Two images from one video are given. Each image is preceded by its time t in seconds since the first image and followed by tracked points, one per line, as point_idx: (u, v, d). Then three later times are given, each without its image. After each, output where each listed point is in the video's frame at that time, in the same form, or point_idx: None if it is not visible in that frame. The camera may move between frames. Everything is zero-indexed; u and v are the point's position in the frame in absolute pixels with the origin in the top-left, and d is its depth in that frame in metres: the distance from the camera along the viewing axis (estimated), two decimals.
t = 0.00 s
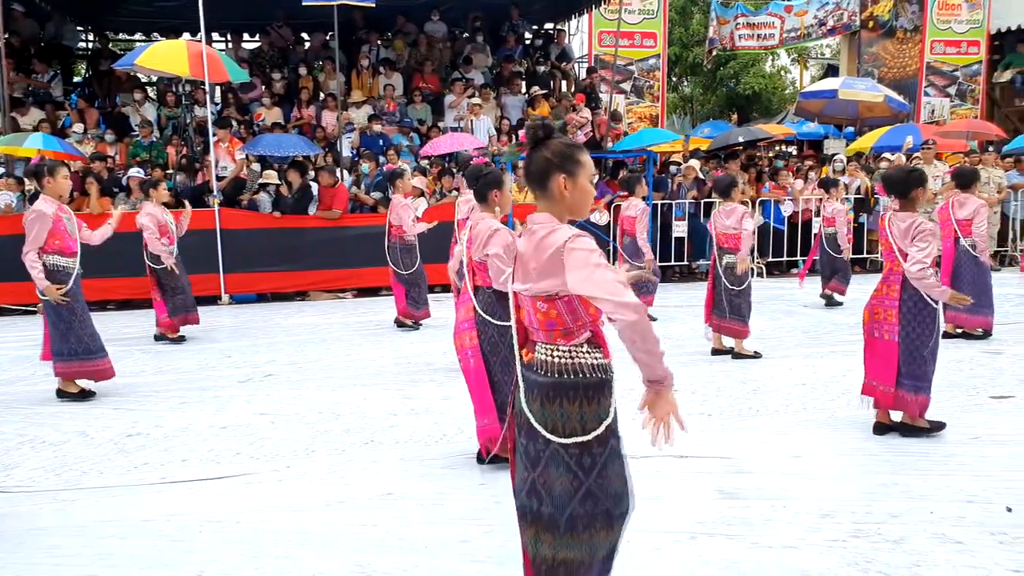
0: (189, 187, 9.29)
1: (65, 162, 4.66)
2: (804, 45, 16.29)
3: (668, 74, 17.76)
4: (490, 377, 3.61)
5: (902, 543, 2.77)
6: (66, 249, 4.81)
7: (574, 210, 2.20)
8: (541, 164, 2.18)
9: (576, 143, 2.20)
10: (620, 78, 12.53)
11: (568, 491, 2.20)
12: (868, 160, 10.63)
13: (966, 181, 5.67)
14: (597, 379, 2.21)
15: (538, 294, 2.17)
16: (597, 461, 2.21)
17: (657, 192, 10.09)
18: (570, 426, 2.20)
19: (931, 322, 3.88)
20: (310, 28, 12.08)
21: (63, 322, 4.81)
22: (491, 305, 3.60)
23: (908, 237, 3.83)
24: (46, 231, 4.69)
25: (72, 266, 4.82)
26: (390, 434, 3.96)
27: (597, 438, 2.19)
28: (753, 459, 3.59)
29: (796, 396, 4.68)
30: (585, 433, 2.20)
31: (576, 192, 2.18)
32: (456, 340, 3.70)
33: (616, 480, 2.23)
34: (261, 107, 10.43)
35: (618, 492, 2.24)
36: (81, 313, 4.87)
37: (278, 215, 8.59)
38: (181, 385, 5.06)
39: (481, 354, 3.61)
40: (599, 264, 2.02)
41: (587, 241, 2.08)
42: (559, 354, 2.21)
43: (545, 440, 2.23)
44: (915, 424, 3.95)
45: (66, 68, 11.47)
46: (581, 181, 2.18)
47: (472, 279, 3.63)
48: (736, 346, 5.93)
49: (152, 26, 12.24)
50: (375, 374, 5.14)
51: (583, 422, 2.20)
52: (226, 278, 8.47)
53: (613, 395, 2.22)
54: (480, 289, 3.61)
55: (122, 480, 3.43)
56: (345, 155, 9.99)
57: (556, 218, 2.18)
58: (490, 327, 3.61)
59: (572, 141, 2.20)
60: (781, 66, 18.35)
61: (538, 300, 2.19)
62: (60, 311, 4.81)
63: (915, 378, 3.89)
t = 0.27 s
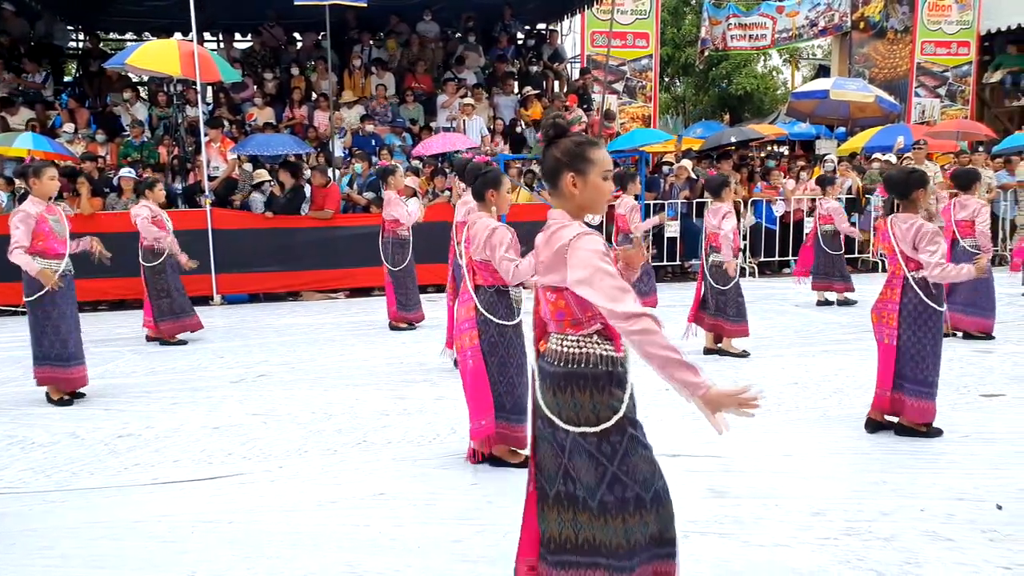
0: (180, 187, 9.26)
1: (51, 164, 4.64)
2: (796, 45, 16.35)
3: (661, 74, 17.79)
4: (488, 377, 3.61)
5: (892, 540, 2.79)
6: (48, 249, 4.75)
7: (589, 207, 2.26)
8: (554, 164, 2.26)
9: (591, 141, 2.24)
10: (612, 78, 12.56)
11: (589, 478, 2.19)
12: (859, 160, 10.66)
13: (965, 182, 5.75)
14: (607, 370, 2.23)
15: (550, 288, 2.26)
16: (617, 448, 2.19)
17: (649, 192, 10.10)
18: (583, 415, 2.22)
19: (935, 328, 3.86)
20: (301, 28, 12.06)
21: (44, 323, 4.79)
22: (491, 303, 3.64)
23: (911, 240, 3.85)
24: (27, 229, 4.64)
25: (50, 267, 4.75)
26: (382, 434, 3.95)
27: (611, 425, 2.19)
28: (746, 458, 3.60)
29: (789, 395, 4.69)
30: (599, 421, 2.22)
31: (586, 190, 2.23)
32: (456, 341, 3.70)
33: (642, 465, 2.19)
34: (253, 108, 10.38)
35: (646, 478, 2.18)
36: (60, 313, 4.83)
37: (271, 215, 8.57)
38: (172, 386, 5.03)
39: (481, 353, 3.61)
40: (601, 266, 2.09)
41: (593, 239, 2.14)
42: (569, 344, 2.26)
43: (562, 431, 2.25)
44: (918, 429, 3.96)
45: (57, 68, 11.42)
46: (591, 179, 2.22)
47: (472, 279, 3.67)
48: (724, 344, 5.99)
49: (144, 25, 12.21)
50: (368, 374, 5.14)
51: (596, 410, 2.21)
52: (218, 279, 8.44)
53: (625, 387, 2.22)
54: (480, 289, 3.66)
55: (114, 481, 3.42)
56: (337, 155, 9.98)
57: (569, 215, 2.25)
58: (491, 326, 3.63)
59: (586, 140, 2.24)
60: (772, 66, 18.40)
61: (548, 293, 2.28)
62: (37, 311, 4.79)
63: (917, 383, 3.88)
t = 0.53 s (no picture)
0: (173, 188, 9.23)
1: (40, 168, 4.60)
2: (788, 46, 16.39)
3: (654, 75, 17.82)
4: (485, 380, 3.60)
5: (883, 539, 2.80)
6: (30, 256, 4.74)
7: (603, 210, 2.24)
8: (568, 169, 2.26)
9: (603, 144, 2.23)
10: (605, 79, 12.57)
11: (598, 481, 2.26)
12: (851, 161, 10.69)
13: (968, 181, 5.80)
14: (631, 368, 2.23)
15: (573, 289, 2.26)
16: (629, 452, 2.23)
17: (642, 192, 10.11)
18: (604, 412, 2.24)
19: (928, 333, 3.89)
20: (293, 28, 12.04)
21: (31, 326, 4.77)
22: (489, 306, 3.66)
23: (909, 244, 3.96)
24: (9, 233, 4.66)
25: (31, 275, 4.75)
26: (376, 435, 3.95)
27: (628, 426, 2.21)
28: (738, 458, 3.61)
29: (781, 395, 4.70)
30: (618, 420, 2.23)
31: (598, 194, 2.22)
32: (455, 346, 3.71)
33: (648, 476, 2.23)
34: (246, 108, 10.34)
35: (652, 487, 2.24)
36: (43, 312, 4.79)
37: (264, 216, 8.53)
38: (165, 388, 5.02)
39: (479, 357, 3.61)
40: (623, 268, 2.08)
41: (612, 240, 2.13)
42: (595, 341, 2.27)
43: (582, 426, 2.29)
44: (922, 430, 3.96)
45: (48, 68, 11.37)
46: (602, 182, 2.21)
47: (468, 282, 3.71)
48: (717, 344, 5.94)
49: (136, 25, 12.17)
50: (361, 375, 5.13)
51: (616, 409, 2.23)
52: (211, 280, 8.42)
53: (648, 386, 2.22)
54: (476, 292, 3.68)
55: (105, 483, 3.41)
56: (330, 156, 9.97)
57: (584, 219, 2.24)
58: (489, 329, 3.64)
59: (598, 143, 2.24)
60: (765, 67, 18.45)
61: (572, 294, 2.28)
62: (23, 313, 4.77)
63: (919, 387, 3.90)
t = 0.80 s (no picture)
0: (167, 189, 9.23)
1: (35, 170, 4.60)
2: (782, 48, 16.45)
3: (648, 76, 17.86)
4: (491, 380, 3.64)
5: (874, 539, 2.82)
6: (20, 253, 4.74)
7: (616, 214, 2.25)
8: (582, 172, 2.25)
9: (619, 150, 2.22)
10: (599, 80, 12.61)
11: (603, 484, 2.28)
12: (843, 162, 10.70)
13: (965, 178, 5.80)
14: (638, 370, 2.24)
15: (584, 294, 2.26)
16: (633, 455, 2.23)
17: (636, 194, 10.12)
18: (609, 414, 2.26)
19: (921, 332, 3.92)
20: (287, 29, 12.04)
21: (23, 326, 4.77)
22: (491, 308, 3.66)
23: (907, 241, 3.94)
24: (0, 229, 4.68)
25: (21, 272, 4.75)
26: (371, 437, 3.96)
27: (631, 429, 2.22)
28: (731, 459, 3.63)
29: (774, 396, 4.72)
30: (623, 422, 2.25)
31: (613, 198, 2.22)
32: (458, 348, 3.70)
33: (653, 480, 2.22)
34: (240, 110, 10.32)
35: (657, 492, 2.22)
36: (33, 313, 4.78)
37: (258, 217, 8.52)
38: (159, 390, 5.02)
39: (484, 359, 3.63)
40: (636, 273, 2.06)
41: (623, 246, 2.11)
42: (603, 345, 2.28)
43: (589, 428, 2.31)
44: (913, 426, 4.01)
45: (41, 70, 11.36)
46: (618, 188, 2.20)
47: (470, 284, 3.69)
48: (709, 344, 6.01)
49: (130, 27, 12.15)
50: (356, 377, 5.14)
51: (621, 411, 2.24)
52: (205, 281, 8.42)
53: (654, 389, 2.23)
54: (479, 295, 3.68)
55: (100, 485, 3.41)
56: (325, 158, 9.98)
57: (597, 223, 2.24)
58: (491, 331, 3.64)
59: (616, 148, 2.22)
60: (758, 68, 18.50)
61: (582, 298, 2.28)
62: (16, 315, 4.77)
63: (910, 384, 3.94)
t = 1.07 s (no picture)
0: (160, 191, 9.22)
1: (28, 173, 4.58)
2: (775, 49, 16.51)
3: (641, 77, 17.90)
4: (488, 383, 3.64)
5: (861, 539, 2.84)
6: (19, 258, 4.74)
7: (620, 220, 2.27)
8: (598, 171, 2.25)
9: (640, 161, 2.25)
10: (592, 81, 12.64)
11: (603, 484, 2.28)
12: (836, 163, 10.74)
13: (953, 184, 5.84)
14: (635, 370, 2.25)
15: (582, 295, 2.27)
16: (632, 454, 2.24)
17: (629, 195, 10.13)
18: (606, 414, 2.26)
19: (910, 335, 3.93)
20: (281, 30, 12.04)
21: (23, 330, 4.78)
22: (487, 311, 3.67)
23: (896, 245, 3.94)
24: None
25: (21, 276, 4.75)
26: (363, 439, 3.96)
27: (630, 429, 2.22)
28: (721, 460, 3.65)
29: (764, 397, 4.74)
30: (621, 422, 2.26)
31: (623, 206, 2.25)
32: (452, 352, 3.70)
33: (653, 479, 2.24)
34: (234, 112, 10.29)
35: (657, 490, 2.23)
36: (36, 315, 4.79)
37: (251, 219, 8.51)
38: (152, 392, 5.02)
39: (479, 362, 3.64)
40: (635, 274, 2.09)
41: (622, 248, 2.14)
42: (600, 345, 2.29)
43: (586, 428, 2.31)
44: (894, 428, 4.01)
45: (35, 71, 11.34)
46: (631, 197, 2.24)
47: (466, 288, 3.69)
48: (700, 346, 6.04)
49: (123, 28, 12.14)
50: (348, 379, 5.14)
51: (619, 411, 2.25)
52: (199, 283, 8.40)
53: (651, 389, 2.24)
54: (475, 298, 3.69)
55: (92, 488, 3.41)
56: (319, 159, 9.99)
57: (599, 225, 2.27)
58: (487, 334, 3.65)
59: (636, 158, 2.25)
60: (752, 70, 18.55)
61: (580, 300, 2.30)
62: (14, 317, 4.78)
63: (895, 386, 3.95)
